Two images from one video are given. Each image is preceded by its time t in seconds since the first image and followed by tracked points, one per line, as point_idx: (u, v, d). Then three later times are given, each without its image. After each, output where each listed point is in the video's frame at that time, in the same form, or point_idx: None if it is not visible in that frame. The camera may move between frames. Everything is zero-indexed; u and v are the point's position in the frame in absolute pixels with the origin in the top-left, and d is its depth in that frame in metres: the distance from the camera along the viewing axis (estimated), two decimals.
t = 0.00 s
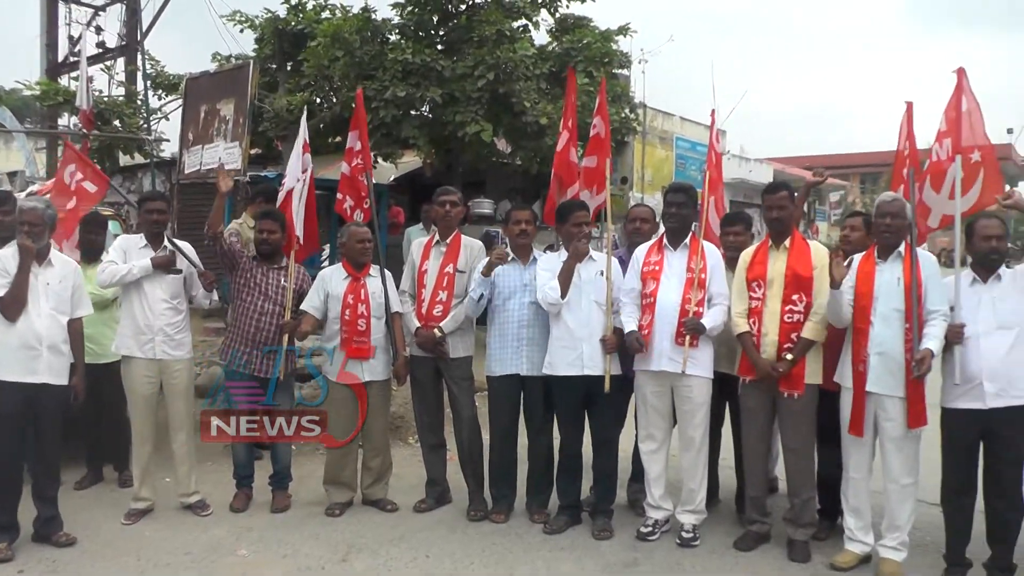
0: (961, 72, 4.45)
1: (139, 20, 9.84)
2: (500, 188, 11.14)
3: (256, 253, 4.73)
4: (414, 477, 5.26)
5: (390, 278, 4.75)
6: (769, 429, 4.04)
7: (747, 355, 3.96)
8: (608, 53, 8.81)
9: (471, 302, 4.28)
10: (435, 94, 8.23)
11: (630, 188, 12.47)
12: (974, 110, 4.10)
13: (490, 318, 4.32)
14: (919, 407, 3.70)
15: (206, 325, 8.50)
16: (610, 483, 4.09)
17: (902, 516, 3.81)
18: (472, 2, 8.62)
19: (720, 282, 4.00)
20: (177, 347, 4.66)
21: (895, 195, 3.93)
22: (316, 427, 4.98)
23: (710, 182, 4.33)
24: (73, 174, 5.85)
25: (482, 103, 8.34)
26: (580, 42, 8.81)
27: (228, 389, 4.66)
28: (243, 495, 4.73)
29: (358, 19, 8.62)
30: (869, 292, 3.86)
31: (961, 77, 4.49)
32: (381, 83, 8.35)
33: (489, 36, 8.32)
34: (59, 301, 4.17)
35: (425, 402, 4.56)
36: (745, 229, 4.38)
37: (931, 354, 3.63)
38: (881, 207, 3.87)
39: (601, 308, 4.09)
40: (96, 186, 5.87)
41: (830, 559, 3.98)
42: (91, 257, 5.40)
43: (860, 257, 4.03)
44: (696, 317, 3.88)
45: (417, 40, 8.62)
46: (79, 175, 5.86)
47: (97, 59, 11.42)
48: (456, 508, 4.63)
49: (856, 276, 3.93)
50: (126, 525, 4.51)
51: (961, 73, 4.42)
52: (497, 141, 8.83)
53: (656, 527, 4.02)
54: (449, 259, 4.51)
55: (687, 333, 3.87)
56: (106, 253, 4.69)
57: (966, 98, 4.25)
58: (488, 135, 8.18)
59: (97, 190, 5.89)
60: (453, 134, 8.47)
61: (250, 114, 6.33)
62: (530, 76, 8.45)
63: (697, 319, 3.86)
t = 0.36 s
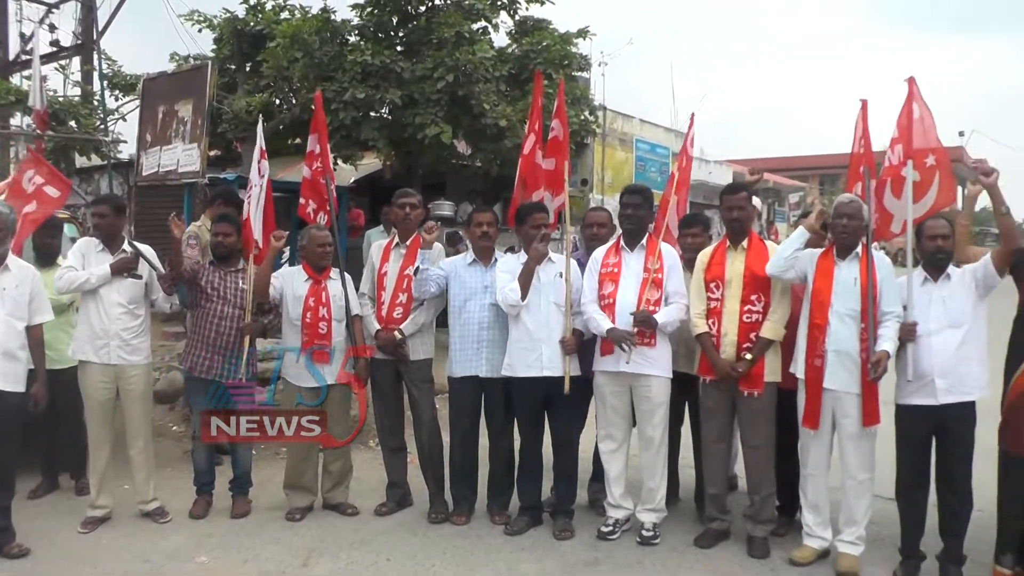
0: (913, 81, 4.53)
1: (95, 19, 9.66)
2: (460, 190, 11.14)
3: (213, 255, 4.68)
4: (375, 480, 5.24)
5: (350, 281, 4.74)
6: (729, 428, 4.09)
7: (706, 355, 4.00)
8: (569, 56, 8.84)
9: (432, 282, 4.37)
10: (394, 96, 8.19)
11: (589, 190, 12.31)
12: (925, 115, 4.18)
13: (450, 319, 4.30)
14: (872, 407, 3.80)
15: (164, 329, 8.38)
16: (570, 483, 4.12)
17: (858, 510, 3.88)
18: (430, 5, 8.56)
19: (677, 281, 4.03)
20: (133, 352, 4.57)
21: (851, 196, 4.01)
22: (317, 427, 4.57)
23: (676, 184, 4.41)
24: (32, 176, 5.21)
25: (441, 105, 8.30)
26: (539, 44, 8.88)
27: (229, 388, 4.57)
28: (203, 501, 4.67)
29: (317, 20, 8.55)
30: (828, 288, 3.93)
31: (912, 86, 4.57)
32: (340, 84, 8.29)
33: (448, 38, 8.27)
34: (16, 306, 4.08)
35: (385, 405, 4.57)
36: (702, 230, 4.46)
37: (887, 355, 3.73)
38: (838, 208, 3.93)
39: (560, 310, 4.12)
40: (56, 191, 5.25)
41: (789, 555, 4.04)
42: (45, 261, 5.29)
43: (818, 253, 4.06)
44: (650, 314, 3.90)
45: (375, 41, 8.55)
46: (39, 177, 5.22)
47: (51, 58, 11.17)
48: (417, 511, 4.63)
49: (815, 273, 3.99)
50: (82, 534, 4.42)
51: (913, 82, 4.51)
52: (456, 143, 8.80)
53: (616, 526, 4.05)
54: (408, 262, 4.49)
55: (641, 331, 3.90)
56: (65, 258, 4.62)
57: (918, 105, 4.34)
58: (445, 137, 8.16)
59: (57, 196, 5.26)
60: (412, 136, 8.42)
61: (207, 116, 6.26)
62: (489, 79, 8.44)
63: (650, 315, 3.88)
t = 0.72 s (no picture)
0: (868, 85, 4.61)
1: (46, 19, 9.46)
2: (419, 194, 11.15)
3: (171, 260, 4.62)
4: (334, 486, 5.23)
5: (308, 286, 4.73)
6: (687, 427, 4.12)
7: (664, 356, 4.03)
8: (528, 59, 8.79)
9: (388, 301, 4.29)
10: (353, 99, 8.11)
11: (550, 192, 12.62)
12: (878, 117, 4.23)
13: (409, 323, 4.31)
14: (827, 405, 3.87)
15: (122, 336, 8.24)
16: (530, 486, 4.14)
17: (814, 507, 3.95)
18: (388, 6, 8.56)
19: (635, 284, 4.06)
20: (89, 359, 4.46)
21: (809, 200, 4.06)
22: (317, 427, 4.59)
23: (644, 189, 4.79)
24: (3, 178, 4.65)
25: (399, 108, 8.25)
26: (498, 48, 8.77)
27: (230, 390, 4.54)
28: (161, 510, 4.59)
29: (275, 22, 8.46)
30: (783, 290, 3.99)
31: (868, 89, 4.65)
32: (299, 87, 8.18)
33: (406, 41, 8.23)
34: None
35: (343, 409, 4.58)
36: (661, 234, 4.50)
37: (840, 355, 3.78)
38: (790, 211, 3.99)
39: (518, 312, 4.13)
40: (32, 195, 4.68)
41: (747, 552, 4.09)
42: None
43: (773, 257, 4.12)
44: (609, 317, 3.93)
45: (334, 44, 8.48)
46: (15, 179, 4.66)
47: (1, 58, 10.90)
48: (377, 515, 4.64)
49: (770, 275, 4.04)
50: (34, 546, 4.32)
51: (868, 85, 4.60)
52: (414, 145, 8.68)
53: (576, 528, 4.07)
54: (367, 265, 4.57)
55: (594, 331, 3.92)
56: (22, 265, 4.55)
57: (873, 108, 4.37)
58: (405, 140, 8.10)
59: (33, 201, 4.68)
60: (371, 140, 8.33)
61: (163, 119, 6.18)
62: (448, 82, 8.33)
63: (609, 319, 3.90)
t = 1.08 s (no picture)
0: (822, 88, 4.58)
1: None
2: (374, 197, 11.13)
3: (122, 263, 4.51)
4: (287, 493, 5.19)
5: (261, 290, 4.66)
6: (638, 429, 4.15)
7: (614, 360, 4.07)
8: (482, 63, 8.80)
9: (348, 309, 4.23)
10: (307, 101, 8.03)
11: (505, 197, 12.72)
12: (831, 119, 4.17)
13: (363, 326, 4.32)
14: (779, 408, 3.88)
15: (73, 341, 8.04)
16: (483, 488, 4.14)
17: (766, 508, 3.97)
18: (343, 8, 8.49)
19: (588, 289, 4.10)
20: (35, 366, 4.35)
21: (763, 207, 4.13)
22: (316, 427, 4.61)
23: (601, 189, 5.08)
24: None
25: (354, 111, 8.18)
26: (453, 51, 8.68)
27: (229, 390, 4.45)
28: (110, 519, 4.48)
29: (229, 22, 8.35)
30: (734, 296, 4.03)
31: (824, 91, 4.63)
32: (252, 88, 8.09)
33: (361, 43, 8.20)
34: None
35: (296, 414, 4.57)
36: (614, 238, 4.54)
37: (790, 356, 3.84)
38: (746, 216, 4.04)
39: (470, 315, 4.13)
40: None
41: (700, 553, 4.12)
42: None
43: (724, 263, 4.19)
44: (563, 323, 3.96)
45: (288, 45, 8.39)
46: None
47: None
48: (329, 521, 4.63)
49: (722, 283, 4.09)
50: None
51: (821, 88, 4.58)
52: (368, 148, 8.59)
53: (528, 531, 4.08)
54: (320, 269, 4.55)
55: (552, 338, 3.93)
56: None
57: (827, 109, 4.31)
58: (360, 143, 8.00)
59: None
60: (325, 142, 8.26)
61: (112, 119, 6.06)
62: (403, 85, 8.32)
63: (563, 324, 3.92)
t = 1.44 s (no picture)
0: (780, 95, 4.61)
1: None
2: (332, 199, 11.08)
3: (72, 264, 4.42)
4: (242, 497, 5.15)
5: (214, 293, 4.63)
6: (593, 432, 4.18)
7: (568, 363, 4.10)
8: (438, 65, 8.76)
9: (304, 307, 4.22)
10: (263, 101, 7.93)
11: (462, 199, 12.65)
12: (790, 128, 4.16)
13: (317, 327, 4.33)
14: (733, 411, 3.92)
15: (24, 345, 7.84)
16: (437, 491, 4.19)
17: (720, 509, 4.01)
18: (299, 8, 8.42)
19: (543, 292, 4.13)
20: None
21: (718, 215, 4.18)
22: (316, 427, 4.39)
23: (555, 192, 5.06)
24: None
25: (310, 112, 8.12)
26: (409, 53, 8.63)
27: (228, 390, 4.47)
28: (59, 527, 4.38)
29: (184, 20, 8.23)
30: (687, 300, 4.07)
31: (782, 97, 4.63)
32: (208, 87, 7.96)
33: (318, 43, 8.13)
34: None
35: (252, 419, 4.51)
36: (571, 241, 4.57)
37: (742, 360, 3.88)
38: (699, 223, 4.10)
39: (425, 319, 4.16)
40: None
41: (655, 554, 4.15)
42: None
43: (678, 268, 4.24)
44: (520, 326, 3.98)
45: (244, 45, 8.29)
46: None
47: None
48: (283, 526, 4.60)
49: (675, 288, 4.14)
50: None
51: (780, 96, 4.61)
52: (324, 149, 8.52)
53: (483, 534, 4.10)
54: (275, 271, 4.52)
55: (511, 342, 3.95)
56: None
57: (785, 115, 4.29)
58: (315, 145, 7.98)
59: None
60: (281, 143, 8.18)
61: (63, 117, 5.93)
62: (359, 86, 8.24)
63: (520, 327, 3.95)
